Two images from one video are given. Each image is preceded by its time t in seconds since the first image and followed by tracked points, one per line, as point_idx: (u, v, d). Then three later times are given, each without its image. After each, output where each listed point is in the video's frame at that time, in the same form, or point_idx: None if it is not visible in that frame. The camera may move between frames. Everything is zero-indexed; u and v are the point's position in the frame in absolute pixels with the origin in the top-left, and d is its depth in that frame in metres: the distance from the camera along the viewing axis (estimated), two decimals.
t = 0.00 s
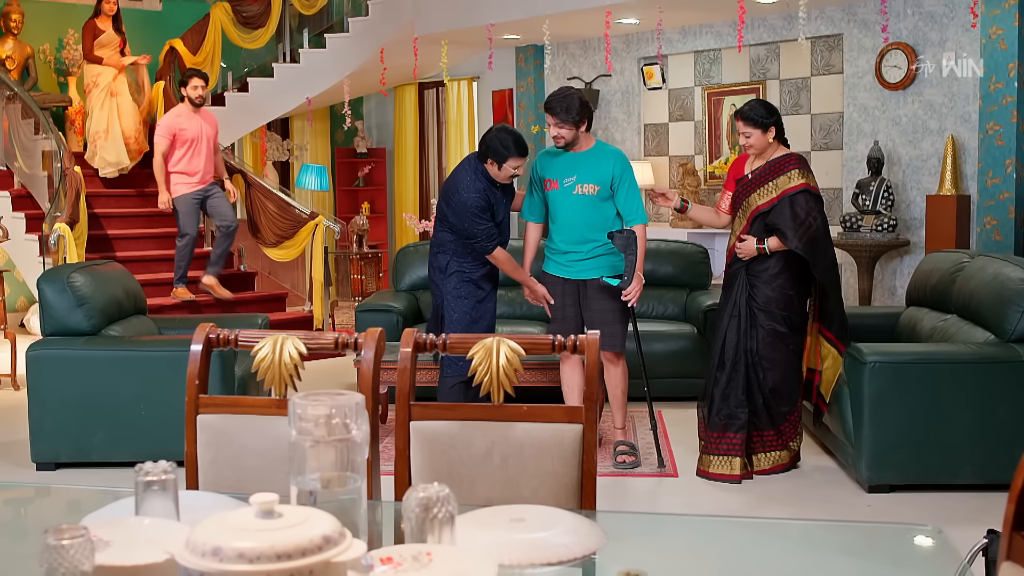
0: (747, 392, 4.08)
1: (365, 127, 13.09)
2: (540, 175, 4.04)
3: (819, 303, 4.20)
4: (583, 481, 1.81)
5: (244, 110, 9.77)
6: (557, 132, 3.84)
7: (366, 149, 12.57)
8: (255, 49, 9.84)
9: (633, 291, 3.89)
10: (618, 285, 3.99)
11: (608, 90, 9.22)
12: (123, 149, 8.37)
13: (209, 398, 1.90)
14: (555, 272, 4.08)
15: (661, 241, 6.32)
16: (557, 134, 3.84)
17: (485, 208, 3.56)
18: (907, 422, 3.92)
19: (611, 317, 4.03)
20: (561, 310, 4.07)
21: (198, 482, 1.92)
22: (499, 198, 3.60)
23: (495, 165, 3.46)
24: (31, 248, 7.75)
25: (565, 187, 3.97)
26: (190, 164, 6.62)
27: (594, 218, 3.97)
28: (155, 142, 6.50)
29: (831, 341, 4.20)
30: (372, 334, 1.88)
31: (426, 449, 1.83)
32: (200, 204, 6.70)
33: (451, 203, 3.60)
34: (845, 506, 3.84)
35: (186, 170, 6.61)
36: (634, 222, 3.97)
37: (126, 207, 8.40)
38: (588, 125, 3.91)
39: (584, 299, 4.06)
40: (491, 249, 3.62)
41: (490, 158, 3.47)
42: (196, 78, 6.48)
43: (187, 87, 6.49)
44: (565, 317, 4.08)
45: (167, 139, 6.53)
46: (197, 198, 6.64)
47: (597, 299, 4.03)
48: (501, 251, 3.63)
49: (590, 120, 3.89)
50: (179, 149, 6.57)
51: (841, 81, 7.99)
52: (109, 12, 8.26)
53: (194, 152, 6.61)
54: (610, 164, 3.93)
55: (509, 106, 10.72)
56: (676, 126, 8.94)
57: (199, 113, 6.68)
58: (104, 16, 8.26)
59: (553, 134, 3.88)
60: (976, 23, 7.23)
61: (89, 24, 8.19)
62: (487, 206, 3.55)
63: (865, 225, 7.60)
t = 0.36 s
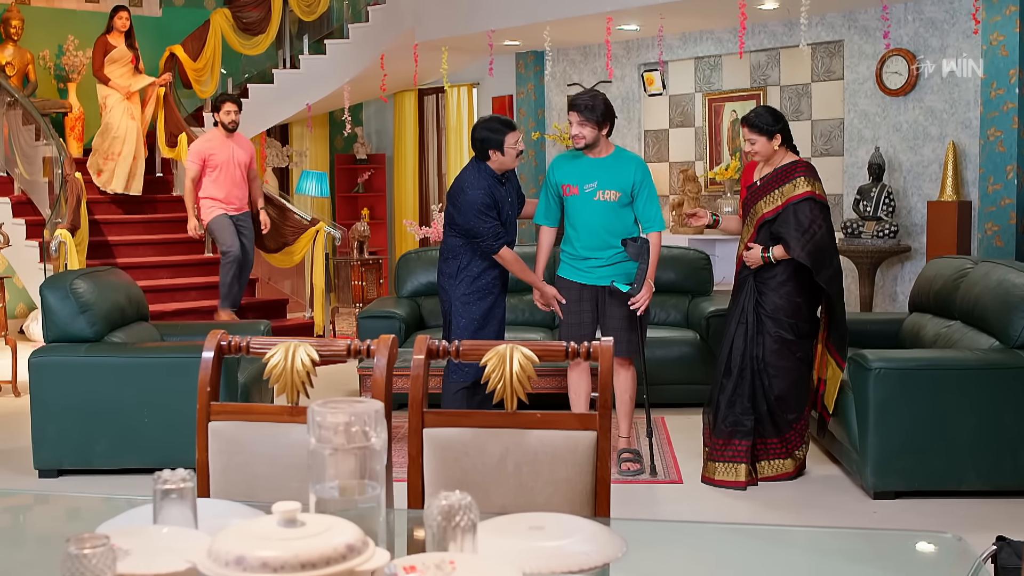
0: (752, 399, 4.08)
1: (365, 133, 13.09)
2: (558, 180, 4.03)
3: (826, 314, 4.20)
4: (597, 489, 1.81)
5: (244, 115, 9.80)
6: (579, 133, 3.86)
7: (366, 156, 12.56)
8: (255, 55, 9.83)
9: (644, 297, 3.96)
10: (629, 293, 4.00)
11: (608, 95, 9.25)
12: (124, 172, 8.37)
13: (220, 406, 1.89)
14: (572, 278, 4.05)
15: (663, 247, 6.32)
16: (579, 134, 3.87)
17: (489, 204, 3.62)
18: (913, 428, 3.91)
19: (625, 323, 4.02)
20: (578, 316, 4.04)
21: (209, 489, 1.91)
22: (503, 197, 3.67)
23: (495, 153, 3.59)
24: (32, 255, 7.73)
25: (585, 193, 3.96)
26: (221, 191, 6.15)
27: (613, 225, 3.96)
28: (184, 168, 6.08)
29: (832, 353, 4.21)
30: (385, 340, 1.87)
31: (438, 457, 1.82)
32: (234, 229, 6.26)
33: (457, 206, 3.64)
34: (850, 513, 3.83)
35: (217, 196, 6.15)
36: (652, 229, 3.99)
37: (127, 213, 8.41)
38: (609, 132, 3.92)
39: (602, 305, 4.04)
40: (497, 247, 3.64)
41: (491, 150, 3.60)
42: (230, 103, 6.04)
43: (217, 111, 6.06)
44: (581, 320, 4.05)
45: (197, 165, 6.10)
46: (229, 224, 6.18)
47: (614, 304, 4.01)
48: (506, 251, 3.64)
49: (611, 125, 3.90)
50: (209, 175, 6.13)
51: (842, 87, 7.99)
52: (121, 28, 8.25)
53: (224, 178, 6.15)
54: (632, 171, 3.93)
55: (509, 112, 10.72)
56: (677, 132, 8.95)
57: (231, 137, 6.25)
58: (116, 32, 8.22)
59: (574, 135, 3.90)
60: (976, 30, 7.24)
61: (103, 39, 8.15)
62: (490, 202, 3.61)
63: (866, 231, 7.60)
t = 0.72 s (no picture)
0: (753, 401, 4.08)
1: (359, 136, 13.09)
2: (570, 181, 4.03)
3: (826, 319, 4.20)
4: (606, 492, 1.80)
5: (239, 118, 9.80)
6: (589, 133, 3.88)
7: (360, 159, 12.55)
8: (249, 58, 9.84)
9: (649, 303, 3.93)
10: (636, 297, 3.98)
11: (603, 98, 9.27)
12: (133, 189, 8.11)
13: (227, 410, 1.88)
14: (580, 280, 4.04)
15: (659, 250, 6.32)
16: (589, 135, 3.88)
17: (482, 195, 3.66)
18: (913, 430, 3.92)
19: (631, 327, 4.01)
20: (586, 318, 4.03)
21: (216, 494, 1.90)
22: (496, 189, 3.71)
23: (489, 142, 3.65)
24: (26, 258, 7.69)
25: (598, 195, 3.96)
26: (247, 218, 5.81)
27: (624, 228, 3.96)
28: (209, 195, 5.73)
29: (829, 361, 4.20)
30: (393, 344, 1.87)
31: (447, 461, 1.82)
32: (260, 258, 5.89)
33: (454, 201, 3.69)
34: (850, 516, 3.83)
35: (243, 222, 5.79)
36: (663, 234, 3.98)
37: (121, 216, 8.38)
38: (622, 136, 3.92)
39: (609, 308, 4.03)
40: (489, 240, 3.65)
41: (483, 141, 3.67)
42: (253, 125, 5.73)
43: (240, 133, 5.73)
44: (588, 323, 4.04)
45: (222, 191, 5.74)
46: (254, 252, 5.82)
47: (622, 307, 4.01)
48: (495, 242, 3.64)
49: (622, 129, 3.91)
50: (234, 200, 5.78)
51: (837, 90, 8.01)
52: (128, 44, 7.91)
53: (249, 204, 5.81)
54: (645, 175, 3.93)
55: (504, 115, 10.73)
56: (672, 135, 8.97)
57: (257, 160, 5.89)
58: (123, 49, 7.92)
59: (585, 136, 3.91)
60: (971, 33, 7.26)
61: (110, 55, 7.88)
62: (482, 193, 3.65)
63: (862, 234, 7.63)
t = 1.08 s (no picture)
0: (751, 401, 4.08)
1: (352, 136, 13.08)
2: (577, 183, 4.05)
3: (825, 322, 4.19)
4: (616, 493, 1.79)
5: (232, 118, 9.78)
6: (591, 135, 3.91)
7: (354, 159, 12.52)
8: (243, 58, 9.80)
9: (654, 305, 3.94)
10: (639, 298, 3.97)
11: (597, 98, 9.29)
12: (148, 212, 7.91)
13: (234, 411, 1.87)
14: (585, 281, 4.04)
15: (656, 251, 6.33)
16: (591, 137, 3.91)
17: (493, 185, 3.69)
18: (912, 431, 3.92)
19: (633, 328, 4.01)
20: (588, 319, 4.02)
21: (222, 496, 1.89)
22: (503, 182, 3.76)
23: (487, 137, 3.65)
24: (19, 259, 7.65)
25: (602, 197, 3.96)
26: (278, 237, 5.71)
27: (629, 229, 3.95)
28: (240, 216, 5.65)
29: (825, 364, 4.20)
30: (401, 344, 1.86)
31: (456, 462, 1.81)
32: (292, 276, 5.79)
33: (461, 194, 3.67)
34: (850, 516, 3.83)
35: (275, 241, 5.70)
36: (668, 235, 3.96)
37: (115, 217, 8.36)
38: (625, 136, 3.94)
39: (612, 310, 4.02)
40: (508, 226, 3.66)
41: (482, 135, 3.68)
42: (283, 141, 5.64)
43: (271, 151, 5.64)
44: (591, 324, 4.03)
45: (253, 210, 5.67)
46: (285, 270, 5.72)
47: (626, 310, 4.00)
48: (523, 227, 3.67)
49: (626, 129, 3.93)
50: (266, 219, 5.69)
51: (832, 91, 8.01)
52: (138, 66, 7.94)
53: (281, 223, 5.71)
54: (649, 176, 3.92)
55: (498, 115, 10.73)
56: (667, 135, 8.98)
57: (288, 178, 5.80)
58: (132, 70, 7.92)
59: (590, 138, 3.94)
60: (966, 34, 7.28)
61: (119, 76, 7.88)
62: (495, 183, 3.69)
63: (857, 234, 7.64)
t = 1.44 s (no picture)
0: (750, 401, 4.08)
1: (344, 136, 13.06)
2: (576, 182, 4.04)
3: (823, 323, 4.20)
4: (623, 494, 1.79)
5: (225, 118, 9.76)
6: (593, 135, 3.89)
7: (346, 159, 12.51)
8: (236, 58, 9.78)
9: (655, 306, 3.91)
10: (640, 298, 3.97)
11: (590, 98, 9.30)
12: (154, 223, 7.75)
13: (239, 412, 1.86)
14: (583, 280, 4.04)
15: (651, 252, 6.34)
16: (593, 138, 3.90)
17: (483, 185, 3.63)
18: (910, 430, 3.93)
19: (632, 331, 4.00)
20: (586, 318, 4.02)
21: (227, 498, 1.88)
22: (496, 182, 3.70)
23: (485, 136, 3.62)
24: (11, 258, 7.62)
25: (602, 197, 3.96)
26: (300, 237, 5.70)
27: (629, 230, 3.95)
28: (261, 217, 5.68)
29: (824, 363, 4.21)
30: (407, 345, 1.85)
31: (463, 463, 1.80)
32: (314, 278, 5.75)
33: (453, 194, 3.63)
34: (848, 516, 3.83)
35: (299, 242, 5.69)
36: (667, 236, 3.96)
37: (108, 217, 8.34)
38: (626, 137, 3.95)
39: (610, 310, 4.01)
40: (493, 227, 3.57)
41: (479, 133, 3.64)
42: (305, 139, 5.66)
43: (293, 149, 5.67)
44: (589, 322, 4.02)
45: (275, 211, 5.71)
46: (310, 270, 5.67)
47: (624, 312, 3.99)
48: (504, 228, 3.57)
49: (627, 130, 3.94)
50: (288, 219, 5.71)
51: (825, 91, 8.02)
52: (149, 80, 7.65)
53: (303, 223, 5.71)
54: (649, 177, 3.93)
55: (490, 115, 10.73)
56: (660, 135, 8.98)
57: (310, 177, 5.81)
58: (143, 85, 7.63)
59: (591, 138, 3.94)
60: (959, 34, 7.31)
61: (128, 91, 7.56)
62: (484, 183, 3.63)
63: (850, 234, 7.65)
